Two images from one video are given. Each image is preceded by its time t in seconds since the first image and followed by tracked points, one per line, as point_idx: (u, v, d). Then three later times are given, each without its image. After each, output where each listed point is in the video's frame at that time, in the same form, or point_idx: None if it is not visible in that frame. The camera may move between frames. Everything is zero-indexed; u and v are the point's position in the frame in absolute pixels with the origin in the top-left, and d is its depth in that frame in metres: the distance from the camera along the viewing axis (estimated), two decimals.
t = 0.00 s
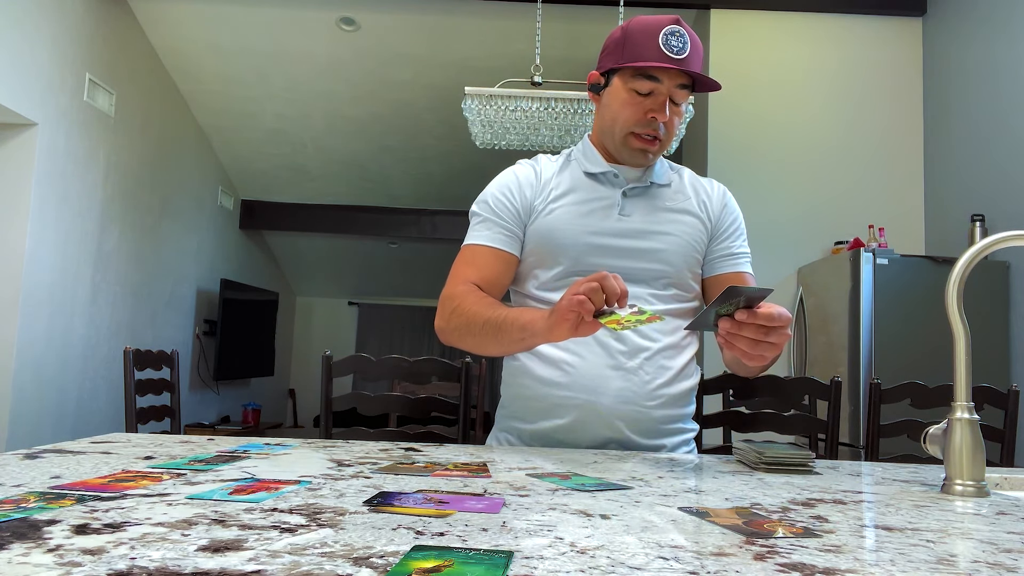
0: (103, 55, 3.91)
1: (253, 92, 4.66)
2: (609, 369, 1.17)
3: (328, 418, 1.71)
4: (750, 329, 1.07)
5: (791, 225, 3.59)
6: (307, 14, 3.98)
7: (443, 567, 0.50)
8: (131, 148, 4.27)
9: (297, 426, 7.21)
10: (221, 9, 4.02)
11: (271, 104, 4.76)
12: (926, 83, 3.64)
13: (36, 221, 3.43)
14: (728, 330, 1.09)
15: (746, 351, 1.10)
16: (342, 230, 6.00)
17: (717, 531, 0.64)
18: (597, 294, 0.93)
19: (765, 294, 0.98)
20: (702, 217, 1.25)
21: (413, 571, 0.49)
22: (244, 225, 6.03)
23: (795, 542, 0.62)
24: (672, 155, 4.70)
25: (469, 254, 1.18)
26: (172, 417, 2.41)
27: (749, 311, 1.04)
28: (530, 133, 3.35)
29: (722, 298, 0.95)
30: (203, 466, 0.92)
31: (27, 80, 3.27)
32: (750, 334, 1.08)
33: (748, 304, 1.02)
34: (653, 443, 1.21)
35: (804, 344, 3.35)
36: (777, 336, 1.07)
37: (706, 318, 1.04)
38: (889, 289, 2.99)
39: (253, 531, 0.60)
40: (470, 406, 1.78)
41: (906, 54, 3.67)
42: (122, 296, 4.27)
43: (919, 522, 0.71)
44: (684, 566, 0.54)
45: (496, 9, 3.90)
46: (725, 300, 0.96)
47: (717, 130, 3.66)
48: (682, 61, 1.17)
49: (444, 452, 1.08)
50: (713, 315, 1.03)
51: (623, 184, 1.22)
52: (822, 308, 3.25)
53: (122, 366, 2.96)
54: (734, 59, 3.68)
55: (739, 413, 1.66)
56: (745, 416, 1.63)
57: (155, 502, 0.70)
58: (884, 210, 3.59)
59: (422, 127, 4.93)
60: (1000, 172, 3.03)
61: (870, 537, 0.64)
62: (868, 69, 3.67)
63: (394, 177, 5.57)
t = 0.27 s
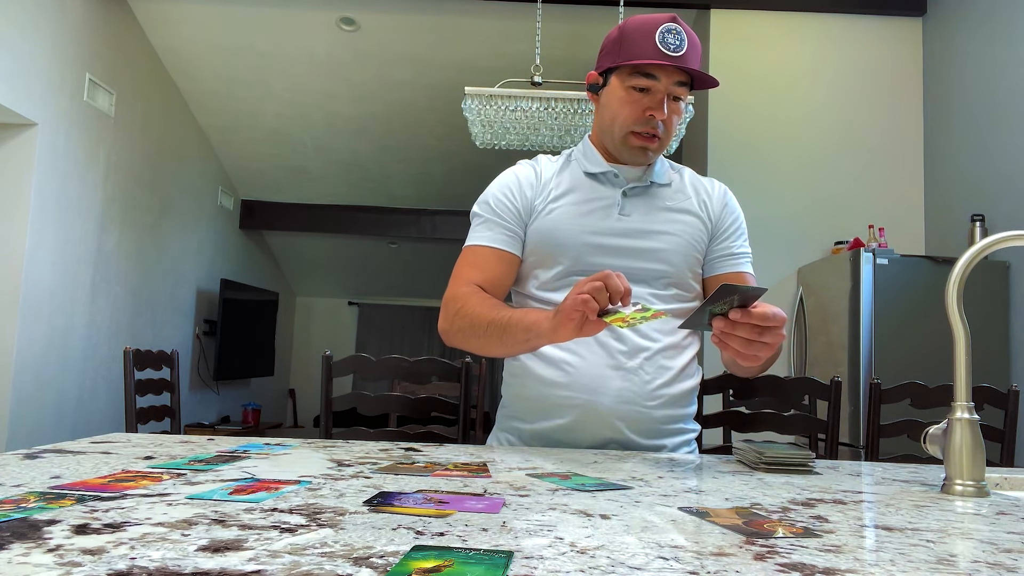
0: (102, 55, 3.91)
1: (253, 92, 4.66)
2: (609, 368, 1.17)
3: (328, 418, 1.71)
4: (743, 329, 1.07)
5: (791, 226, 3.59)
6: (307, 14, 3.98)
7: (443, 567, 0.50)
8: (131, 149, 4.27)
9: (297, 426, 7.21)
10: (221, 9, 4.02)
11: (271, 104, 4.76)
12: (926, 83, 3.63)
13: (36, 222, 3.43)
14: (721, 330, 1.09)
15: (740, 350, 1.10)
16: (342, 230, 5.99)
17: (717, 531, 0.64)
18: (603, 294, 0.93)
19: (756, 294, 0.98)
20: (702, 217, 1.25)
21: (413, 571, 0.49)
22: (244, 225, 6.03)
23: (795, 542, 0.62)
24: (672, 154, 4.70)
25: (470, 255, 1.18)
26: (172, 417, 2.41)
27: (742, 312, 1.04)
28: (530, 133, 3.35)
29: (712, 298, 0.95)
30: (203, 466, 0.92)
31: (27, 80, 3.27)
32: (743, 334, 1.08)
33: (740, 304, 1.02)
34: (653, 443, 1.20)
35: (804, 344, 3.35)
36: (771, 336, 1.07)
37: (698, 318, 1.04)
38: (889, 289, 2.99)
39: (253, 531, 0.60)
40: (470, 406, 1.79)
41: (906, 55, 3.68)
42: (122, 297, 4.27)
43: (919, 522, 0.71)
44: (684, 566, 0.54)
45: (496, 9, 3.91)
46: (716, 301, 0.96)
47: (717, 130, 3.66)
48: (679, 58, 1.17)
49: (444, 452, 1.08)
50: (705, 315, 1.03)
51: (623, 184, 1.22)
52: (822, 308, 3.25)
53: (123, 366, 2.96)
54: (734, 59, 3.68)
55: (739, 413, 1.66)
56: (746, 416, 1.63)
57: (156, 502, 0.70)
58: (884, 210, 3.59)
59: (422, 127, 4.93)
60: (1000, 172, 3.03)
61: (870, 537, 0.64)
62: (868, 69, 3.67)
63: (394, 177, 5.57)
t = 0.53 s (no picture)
0: (102, 55, 3.91)
1: (252, 92, 4.66)
2: (609, 369, 1.17)
3: (327, 418, 1.71)
4: (740, 329, 1.07)
5: (791, 226, 3.59)
6: (307, 14, 3.98)
7: (443, 567, 0.50)
8: (131, 149, 4.27)
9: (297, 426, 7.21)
10: (221, 9, 4.02)
11: (271, 104, 4.76)
12: (926, 83, 3.63)
13: (36, 221, 3.43)
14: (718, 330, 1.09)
15: (737, 350, 1.10)
16: (342, 230, 5.99)
17: (717, 531, 0.64)
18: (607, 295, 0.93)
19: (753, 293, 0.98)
20: (701, 216, 1.25)
21: (413, 571, 0.49)
22: (244, 225, 6.03)
23: (795, 542, 0.62)
24: (672, 154, 4.70)
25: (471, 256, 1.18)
26: (172, 417, 2.41)
27: (739, 311, 1.03)
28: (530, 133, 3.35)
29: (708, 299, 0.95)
30: (203, 465, 0.92)
31: (26, 80, 3.27)
32: (739, 334, 1.07)
33: (737, 304, 1.02)
34: (653, 444, 1.20)
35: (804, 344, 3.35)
36: (768, 336, 1.07)
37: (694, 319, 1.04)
38: (889, 289, 2.99)
39: (253, 531, 0.60)
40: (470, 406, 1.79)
41: (906, 55, 3.68)
42: (122, 297, 4.27)
43: (919, 522, 0.71)
44: (684, 566, 0.54)
45: (496, 9, 3.91)
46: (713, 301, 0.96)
47: (717, 130, 3.66)
48: (676, 58, 1.17)
49: (445, 452, 1.08)
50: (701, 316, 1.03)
51: (622, 184, 1.22)
52: (822, 308, 3.25)
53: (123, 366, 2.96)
54: (734, 59, 3.68)
55: (740, 413, 1.66)
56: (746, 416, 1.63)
57: (156, 502, 0.70)
58: (884, 210, 3.59)
59: (422, 127, 4.93)
60: (1000, 172, 3.03)
61: (870, 537, 0.64)
62: (867, 69, 3.67)
63: (394, 177, 5.57)
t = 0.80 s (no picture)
0: (103, 55, 3.91)
1: (252, 92, 4.66)
2: (605, 368, 1.17)
3: (328, 418, 1.71)
4: (737, 328, 1.07)
5: (791, 225, 3.59)
6: (308, 14, 3.99)
7: (443, 567, 0.50)
8: (131, 148, 4.27)
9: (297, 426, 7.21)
10: (221, 8, 4.02)
11: (271, 104, 4.76)
12: (925, 83, 3.63)
13: (36, 221, 3.43)
14: (715, 329, 1.09)
15: (733, 348, 1.10)
16: (342, 230, 5.99)
17: (717, 531, 0.64)
18: (602, 293, 0.93)
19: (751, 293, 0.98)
20: (695, 215, 1.25)
21: (413, 571, 0.49)
22: (244, 225, 6.03)
23: (795, 542, 0.62)
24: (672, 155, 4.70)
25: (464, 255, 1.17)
26: (172, 417, 2.41)
27: (736, 310, 1.03)
28: (530, 133, 3.35)
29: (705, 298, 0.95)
30: (203, 465, 0.92)
31: (27, 80, 3.27)
32: (736, 332, 1.07)
33: (734, 303, 1.02)
34: (649, 443, 1.20)
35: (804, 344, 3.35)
36: (764, 334, 1.07)
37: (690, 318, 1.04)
38: (889, 289, 2.99)
39: (253, 530, 0.60)
40: (471, 406, 1.79)
41: (906, 55, 3.68)
42: (122, 296, 4.27)
43: (919, 522, 0.71)
44: (683, 566, 0.54)
45: (496, 8, 3.91)
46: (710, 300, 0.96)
47: (717, 130, 3.66)
48: (670, 57, 1.17)
49: (445, 452, 1.08)
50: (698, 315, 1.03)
51: (616, 183, 1.22)
52: (822, 308, 3.25)
53: (123, 365, 2.96)
54: (734, 60, 3.68)
55: (740, 413, 1.66)
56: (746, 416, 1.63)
57: (156, 502, 0.70)
58: (884, 210, 3.59)
59: (422, 127, 4.93)
60: (1000, 172, 3.03)
61: (870, 537, 0.64)
62: (868, 69, 3.67)
63: (394, 177, 5.57)
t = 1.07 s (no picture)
0: (103, 55, 3.91)
1: (253, 92, 4.66)
2: (593, 367, 1.17)
3: (328, 418, 1.71)
4: (724, 326, 1.07)
5: (791, 225, 3.59)
6: (307, 14, 3.99)
7: (443, 567, 0.50)
8: (131, 149, 4.27)
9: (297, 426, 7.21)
10: (221, 8, 4.02)
11: (271, 104, 4.76)
12: (926, 83, 3.63)
13: (36, 221, 3.43)
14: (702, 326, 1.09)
15: (721, 347, 1.10)
16: (342, 230, 5.99)
17: (717, 531, 0.64)
18: (589, 293, 0.93)
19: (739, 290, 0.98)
20: (680, 213, 1.25)
21: (413, 571, 0.49)
22: (244, 225, 6.03)
23: (795, 542, 0.62)
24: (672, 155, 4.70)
25: (449, 256, 1.17)
26: (172, 417, 2.41)
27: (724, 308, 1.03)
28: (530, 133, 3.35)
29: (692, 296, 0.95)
30: (203, 466, 0.92)
31: (27, 80, 3.27)
32: (724, 330, 1.07)
33: (722, 301, 1.02)
34: (637, 443, 1.20)
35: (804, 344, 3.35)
36: (752, 331, 1.07)
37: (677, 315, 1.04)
38: (889, 289, 2.99)
39: (253, 530, 0.60)
40: (470, 406, 1.79)
41: (906, 55, 3.67)
42: (122, 296, 4.27)
43: (919, 522, 0.71)
44: (683, 566, 0.54)
45: (495, 8, 3.91)
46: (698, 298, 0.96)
47: (716, 130, 3.66)
48: (652, 54, 1.18)
49: (445, 452, 1.08)
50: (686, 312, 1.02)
51: (600, 182, 1.22)
52: (822, 308, 3.25)
53: (123, 365, 2.96)
54: (734, 60, 3.69)
55: (740, 413, 1.66)
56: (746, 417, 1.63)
57: (156, 502, 0.70)
58: (884, 210, 3.59)
59: (422, 127, 4.93)
60: (1000, 172, 3.03)
61: (870, 537, 0.64)
62: (868, 68, 3.67)
63: (394, 177, 5.56)
